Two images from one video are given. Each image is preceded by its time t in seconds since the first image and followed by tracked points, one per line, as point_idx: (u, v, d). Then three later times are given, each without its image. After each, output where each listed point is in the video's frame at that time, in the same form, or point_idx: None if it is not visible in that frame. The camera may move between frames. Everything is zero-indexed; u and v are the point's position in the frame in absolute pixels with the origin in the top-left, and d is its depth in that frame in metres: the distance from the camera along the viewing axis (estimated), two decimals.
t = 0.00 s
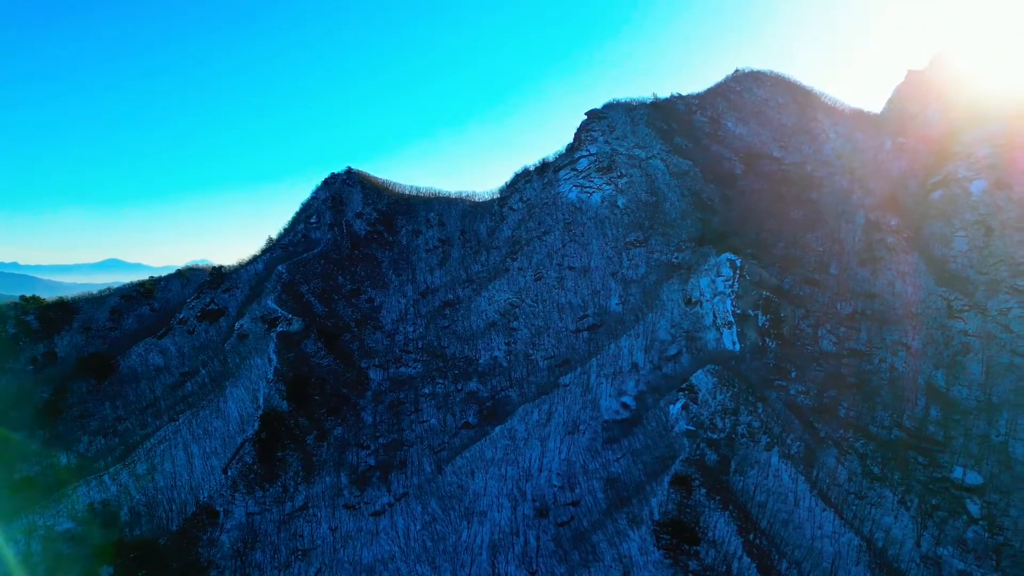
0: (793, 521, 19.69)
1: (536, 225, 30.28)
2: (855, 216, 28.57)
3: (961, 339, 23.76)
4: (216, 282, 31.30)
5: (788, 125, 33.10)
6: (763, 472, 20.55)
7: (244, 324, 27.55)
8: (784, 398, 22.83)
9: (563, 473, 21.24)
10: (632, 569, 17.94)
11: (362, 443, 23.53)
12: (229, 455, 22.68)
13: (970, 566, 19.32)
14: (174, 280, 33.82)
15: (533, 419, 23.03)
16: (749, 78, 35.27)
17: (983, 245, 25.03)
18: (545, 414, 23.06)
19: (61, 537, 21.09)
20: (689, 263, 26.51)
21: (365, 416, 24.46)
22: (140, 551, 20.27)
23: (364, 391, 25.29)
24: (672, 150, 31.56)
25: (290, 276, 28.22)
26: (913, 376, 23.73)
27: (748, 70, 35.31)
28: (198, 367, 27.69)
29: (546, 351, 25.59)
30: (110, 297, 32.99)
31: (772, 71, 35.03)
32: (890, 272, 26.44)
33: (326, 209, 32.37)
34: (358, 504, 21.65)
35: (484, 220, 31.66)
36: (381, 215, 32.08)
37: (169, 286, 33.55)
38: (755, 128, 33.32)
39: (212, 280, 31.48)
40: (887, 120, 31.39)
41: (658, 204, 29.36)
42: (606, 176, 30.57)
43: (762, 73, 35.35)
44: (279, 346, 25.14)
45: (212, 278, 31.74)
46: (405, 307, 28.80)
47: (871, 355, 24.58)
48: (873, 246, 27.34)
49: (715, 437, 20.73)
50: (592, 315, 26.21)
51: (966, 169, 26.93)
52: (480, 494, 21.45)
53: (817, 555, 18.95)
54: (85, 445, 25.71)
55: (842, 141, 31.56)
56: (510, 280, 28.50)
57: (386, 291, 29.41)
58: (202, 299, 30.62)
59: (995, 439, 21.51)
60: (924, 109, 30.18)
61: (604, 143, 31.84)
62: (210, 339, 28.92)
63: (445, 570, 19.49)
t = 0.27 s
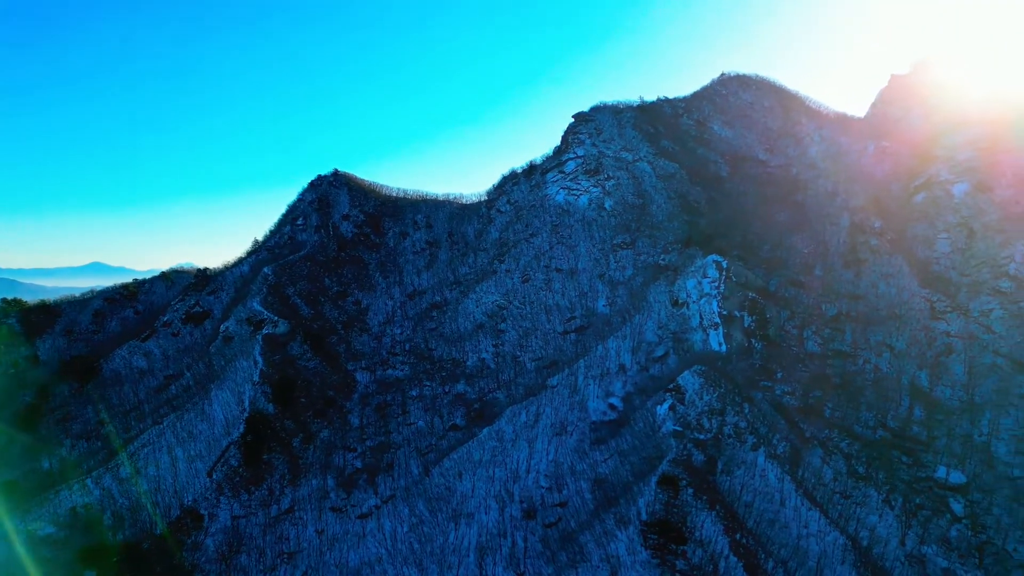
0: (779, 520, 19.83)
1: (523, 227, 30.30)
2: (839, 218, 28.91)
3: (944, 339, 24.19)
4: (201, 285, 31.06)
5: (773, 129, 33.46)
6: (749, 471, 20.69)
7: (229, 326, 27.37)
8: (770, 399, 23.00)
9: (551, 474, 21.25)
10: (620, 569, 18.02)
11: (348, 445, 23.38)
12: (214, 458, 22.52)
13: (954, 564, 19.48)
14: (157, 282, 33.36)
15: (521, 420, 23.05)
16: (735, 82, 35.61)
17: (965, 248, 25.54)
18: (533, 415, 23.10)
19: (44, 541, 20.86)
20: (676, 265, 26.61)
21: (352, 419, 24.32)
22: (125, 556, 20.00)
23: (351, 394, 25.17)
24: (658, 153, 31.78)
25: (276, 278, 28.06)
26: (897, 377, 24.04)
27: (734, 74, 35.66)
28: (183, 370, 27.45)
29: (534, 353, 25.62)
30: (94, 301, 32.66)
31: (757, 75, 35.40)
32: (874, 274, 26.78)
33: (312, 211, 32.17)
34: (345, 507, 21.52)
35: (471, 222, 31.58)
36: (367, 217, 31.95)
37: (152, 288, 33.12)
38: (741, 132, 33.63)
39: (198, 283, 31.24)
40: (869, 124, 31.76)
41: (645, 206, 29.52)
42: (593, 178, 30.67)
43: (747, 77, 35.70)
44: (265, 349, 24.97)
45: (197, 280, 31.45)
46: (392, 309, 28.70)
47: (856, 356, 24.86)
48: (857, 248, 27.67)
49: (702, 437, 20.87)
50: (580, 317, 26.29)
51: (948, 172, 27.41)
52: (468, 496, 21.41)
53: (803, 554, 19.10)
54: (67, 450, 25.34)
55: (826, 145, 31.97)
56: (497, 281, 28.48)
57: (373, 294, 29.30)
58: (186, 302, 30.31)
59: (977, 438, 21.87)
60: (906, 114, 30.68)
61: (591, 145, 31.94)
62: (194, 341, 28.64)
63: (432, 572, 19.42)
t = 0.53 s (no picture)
0: (765, 520, 19.97)
1: (511, 230, 30.33)
2: (824, 221, 29.14)
3: (927, 341, 24.45)
4: (186, 287, 30.69)
5: (758, 133, 33.81)
6: (736, 472, 20.82)
7: (214, 329, 27.40)
8: (756, 400, 23.17)
9: (539, 476, 21.26)
10: (608, 570, 18.13)
11: (335, 449, 23.26)
12: (199, 462, 22.29)
13: (937, 562, 19.77)
14: (142, 286, 33.01)
15: (508, 422, 23.06)
16: (720, 87, 35.95)
17: (947, 250, 25.88)
18: (521, 417, 23.12)
19: (26, 547, 21.24)
20: (663, 267, 26.82)
21: (338, 422, 24.18)
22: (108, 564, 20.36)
23: (338, 397, 25.03)
24: (645, 157, 32.00)
25: (262, 281, 27.93)
26: (882, 378, 24.33)
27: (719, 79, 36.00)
28: (167, 374, 27.17)
29: (521, 355, 25.65)
30: (77, 304, 32.29)
31: (743, 80, 35.76)
32: (858, 276, 27.06)
33: (299, 214, 32.03)
34: (332, 511, 21.42)
35: (459, 225, 31.52)
36: (355, 220, 31.74)
37: (137, 292, 32.76)
38: (727, 135, 33.94)
39: (182, 285, 30.85)
40: (853, 127, 32.27)
41: (632, 209, 29.70)
42: (580, 181, 30.79)
43: (733, 81, 36.04)
44: (250, 351, 24.82)
45: (181, 283, 31.07)
46: (379, 312, 28.61)
47: (841, 358, 25.13)
48: (842, 251, 27.96)
49: (689, 437, 20.98)
50: (567, 319, 26.36)
51: (930, 176, 27.76)
52: (455, 498, 21.36)
53: (789, 554, 19.27)
54: (50, 454, 25.02)
55: (811, 148, 32.30)
56: (485, 284, 28.50)
57: (360, 297, 29.21)
58: (171, 305, 30.05)
59: (961, 439, 22.15)
60: (890, 119, 31.22)
61: (578, 148, 32.08)
62: (179, 345, 28.38)
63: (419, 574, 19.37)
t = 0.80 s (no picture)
0: (752, 520, 20.11)
1: (498, 233, 30.38)
2: (809, 224, 29.54)
3: (911, 342, 24.76)
4: (171, 290, 30.43)
5: (744, 137, 34.14)
6: (722, 473, 20.95)
7: (199, 332, 27.29)
8: (742, 401, 23.32)
9: (526, 478, 21.26)
10: (595, 570, 18.20)
11: (321, 452, 23.15)
12: (183, 466, 22.26)
13: (922, 562, 19.99)
14: (126, 289, 32.66)
15: (496, 424, 23.07)
16: (706, 91, 36.29)
17: (930, 253, 26.26)
18: (508, 420, 23.12)
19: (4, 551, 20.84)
20: (650, 270, 27.00)
21: (325, 425, 24.08)
22: (89, 566, 20.07)
23: (324, 400, 24.91)
24: (632, 160, 32.20)
25: (247, 283, 27.73)
26: (866, 379, 24.63)
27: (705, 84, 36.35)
28: (151, 377, 26.89)
29: (509, 358, 25.68)
30: (60, 307, 31.99)
31: (728, 84, 36.13)
32: (843, 279, 27.43)
33: (285, 217, 31.85)
34: (318, 514, 21.34)
35: (446, 228, 31.43)
36: (341, 222, 31.63)
37: (121, 295, 32.42)
38: (713, 139, 34.25)
39: (167, 289, 30.57)
40: (838, 132, 32.75)
41: (619, 212, 29.89)
42: (568, 184, 30.92)
43: (719, 86, 36.40)
44: (236, 355, 24.69)
45: (166, 286, 30.78)
46: (367, 315, 28.52)
47: (826, 360, 25.41)
48: (826, 254, 28.31)
49: (676, 438, 21.07)
50: (555, 321, 26.44)
51: (913, 180, 28.16)
52: (443, 501, 21.29)
53: (776, 553, 19.41)
54: (31, 458, 24.71)
55: (797, 152, 32.66)
56: (473, 287, 28.53)
57: (347, 300, 29.11)
58: (155, 308, 29.76)
59: (944, 439, 22.45)
60: (873, 123, 31.65)
61: (566, 152, 32.26)
62: (163, 348, 28.14)
63: None
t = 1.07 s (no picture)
0: (738, 521, 20.23)
1: (486, 236, 30.41)
2: (794, 228, 29.90)
3: (895, 344, 25.10)
4: (155, 293, 30.16)
5: (729, 141, 34.48)
6: (709, 473, 21.08)
7: (184, 335, 27.08)
8: (728, 402, 23.49)
9: (514, 480, 21.25)
10: (583, 571, 18.28)
11: (308, 455, 23.03)
12: (167, 470, 22.08)
13: (907, 561, 20.22)
14: (109, 292, 32.24)
15: (484, 427, 23.05)
16: (692, 95, 36.60)
17: (913, 256, 26.67)
18: (496, 422, 23.11)
19: None
20: (637, 272, 27.15)
21: (311, 428, 23.95)
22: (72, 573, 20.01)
23: (311, 403, 24.79)
24: (619, 163, 32.40)
25: (233, 286, 27.59)
26: (851, 380, 24.91)
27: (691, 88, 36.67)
28: (135, 381, 26.60)
29: (497, 360, 25.70)
30: (43, 311, 31.82)
31: (714, 89, 36.46)
32: (828, 281, 27.72)
33: (271, 219, 31.63)
34: (304, 517, 21.24)
35: (434, 231, 31.41)
36: (328, 225, 31.49)
37: (104, 298, 32.01)
38: (699, 143, 34.55)
39: (152, 291, 30.31)
40: (822, 136, 33.15)
41: (606, 215, 30.06)
42: (555, 188, 31.05)
43: (705, 90, 36.72)
44: (221, 357, 24.53)
45: (150, 288, 30.48)
46: (353, 318, 28.40)
47: (811, 361, 25.63)
48: (811, 256, 28.62)
49: (662, 439, 21.14)
50: (543, 324, 26.50)
51: (896, 184, 28.54)
52: (430, 503, 21.24)
53: (762, 553, 19.54)
54: (14, 462, 24.56)
55: (782, 156, 33.03)
56: (461, 289, 28.53)
57: (334, 302, 28.99)
58: (139, 311, 29.45)
59: (928, 439, 22.76)
60: (857, 128, 32.04)
61: (553, 155, 32.40)
62: (147, 351, 27.83)
63: None
